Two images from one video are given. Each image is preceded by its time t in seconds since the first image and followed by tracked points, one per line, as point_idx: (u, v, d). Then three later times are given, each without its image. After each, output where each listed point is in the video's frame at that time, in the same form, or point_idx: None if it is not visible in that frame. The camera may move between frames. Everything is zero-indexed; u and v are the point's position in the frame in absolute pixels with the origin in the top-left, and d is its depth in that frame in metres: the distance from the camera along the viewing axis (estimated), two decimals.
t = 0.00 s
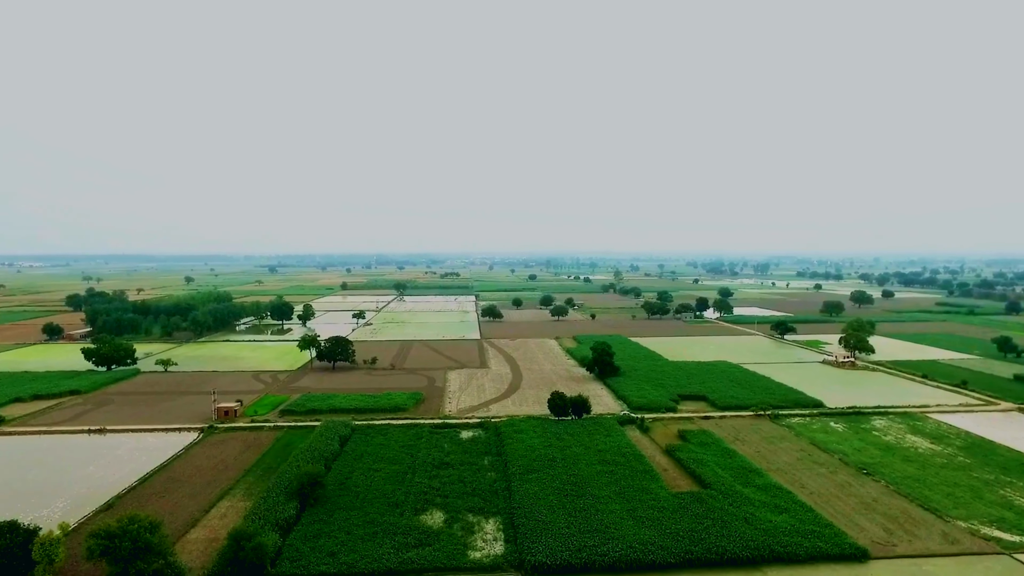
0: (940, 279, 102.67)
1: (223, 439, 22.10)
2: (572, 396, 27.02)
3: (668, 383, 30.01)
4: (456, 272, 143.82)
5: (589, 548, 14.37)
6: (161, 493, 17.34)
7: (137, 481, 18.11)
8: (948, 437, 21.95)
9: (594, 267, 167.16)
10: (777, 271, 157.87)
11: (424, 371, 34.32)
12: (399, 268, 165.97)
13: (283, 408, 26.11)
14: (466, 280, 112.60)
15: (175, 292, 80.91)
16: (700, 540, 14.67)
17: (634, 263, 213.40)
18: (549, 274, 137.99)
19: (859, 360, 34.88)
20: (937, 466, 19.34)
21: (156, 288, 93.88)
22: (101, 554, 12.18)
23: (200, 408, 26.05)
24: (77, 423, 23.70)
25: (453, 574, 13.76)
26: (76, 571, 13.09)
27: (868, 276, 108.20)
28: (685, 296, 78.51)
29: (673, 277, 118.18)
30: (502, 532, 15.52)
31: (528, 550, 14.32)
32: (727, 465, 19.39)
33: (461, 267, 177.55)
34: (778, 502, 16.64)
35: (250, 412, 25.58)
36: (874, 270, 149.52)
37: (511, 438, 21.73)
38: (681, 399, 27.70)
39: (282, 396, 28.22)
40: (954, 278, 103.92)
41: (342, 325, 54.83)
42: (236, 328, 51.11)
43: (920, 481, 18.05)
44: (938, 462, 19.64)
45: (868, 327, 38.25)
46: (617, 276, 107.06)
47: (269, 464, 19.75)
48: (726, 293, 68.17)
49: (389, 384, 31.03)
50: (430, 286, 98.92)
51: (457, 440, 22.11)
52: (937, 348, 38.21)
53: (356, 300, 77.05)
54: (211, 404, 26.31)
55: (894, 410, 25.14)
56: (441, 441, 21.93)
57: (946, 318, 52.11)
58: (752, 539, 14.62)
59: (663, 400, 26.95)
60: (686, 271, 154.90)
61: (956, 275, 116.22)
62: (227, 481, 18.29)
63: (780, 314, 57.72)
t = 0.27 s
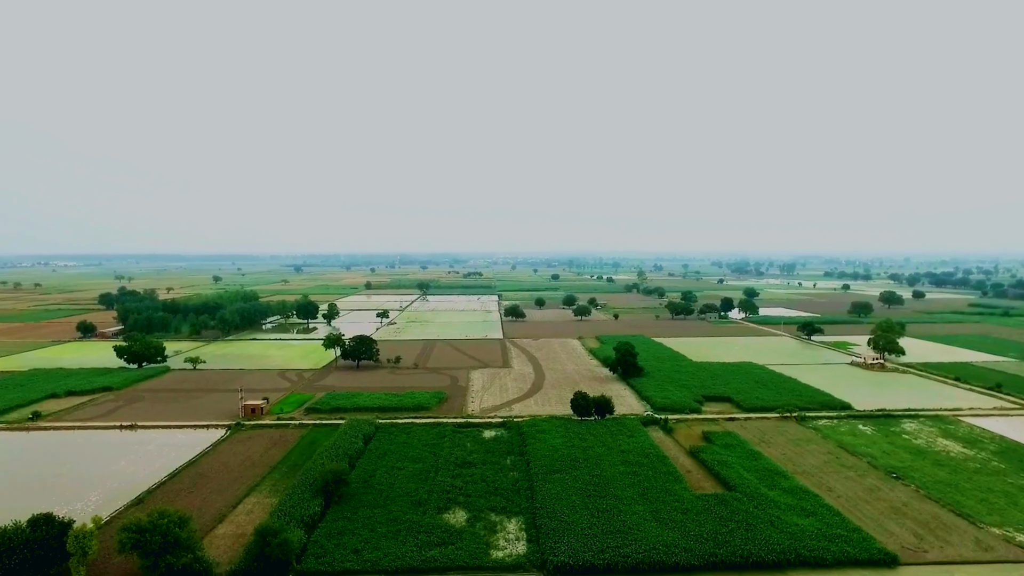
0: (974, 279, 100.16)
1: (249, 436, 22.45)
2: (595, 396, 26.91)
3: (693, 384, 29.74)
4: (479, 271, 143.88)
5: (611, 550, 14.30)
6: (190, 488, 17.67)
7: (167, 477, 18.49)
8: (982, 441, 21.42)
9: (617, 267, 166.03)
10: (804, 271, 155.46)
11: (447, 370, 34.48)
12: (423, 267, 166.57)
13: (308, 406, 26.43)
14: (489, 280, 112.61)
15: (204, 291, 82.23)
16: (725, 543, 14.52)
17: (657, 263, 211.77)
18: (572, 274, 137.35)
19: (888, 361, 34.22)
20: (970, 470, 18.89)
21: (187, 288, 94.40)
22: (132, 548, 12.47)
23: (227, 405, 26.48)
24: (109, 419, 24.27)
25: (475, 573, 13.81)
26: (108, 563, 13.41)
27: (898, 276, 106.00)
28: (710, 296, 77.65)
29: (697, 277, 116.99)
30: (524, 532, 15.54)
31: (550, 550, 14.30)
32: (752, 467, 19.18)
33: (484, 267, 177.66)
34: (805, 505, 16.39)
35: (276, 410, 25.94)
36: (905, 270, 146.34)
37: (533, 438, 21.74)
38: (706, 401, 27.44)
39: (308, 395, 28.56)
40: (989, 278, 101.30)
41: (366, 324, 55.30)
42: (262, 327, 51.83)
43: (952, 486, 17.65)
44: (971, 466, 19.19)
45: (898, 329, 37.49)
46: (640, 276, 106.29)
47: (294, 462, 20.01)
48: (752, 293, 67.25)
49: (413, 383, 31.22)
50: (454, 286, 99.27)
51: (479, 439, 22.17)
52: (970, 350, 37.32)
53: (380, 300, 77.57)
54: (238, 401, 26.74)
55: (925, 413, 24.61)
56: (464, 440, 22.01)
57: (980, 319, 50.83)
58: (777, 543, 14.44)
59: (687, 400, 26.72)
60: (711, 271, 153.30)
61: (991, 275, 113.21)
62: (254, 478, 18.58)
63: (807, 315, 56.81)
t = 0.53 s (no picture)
0: (1008, 280, 97.61)
1: (276, 434, 22.76)
2: (618, 397, 26.78)
3: (717, 385, 29.45)
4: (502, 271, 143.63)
5: (634, 551, 14.23)
6: (218, 484, 17.98)
7: (196, 473, 18.84)
8: (1017, 446, 20.88)
9: (641, 267, 164.71)
10: (832, 271, 153.01)
11: (471, 370, 34.59)
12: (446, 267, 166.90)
13: (333, 404, 26.71)
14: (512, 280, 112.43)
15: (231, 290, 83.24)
16: (750, 546, 14.36)
17: (681, 263, 209.91)
18: (595, 274, 136.53)
19: (919, 363, 33.52)
20: (1005, 476, 18.42)
21: (215, 288, 94.00)
22: (162, 542, 12.73)
23: (254, 403, 26.88)
24: (140, 415, 24.79)
25: (498, 572, 13.84)
26: (138, 557, 13.70)
27: (930, 277, 103.64)
28: (736, 296, 76.70)
29: (722, 277, 115.66)
30: (547, 532, 15.53)
31: (573, 551, 14.27)
32: (778, 470, 18.93)
33: (507, 267, 177.50)
34: (832, 509, 16.14)
35: (301, 408, 26.26)
36: (937, 271, 143.03)
37: (556, 438, 21.71)
38: (731, 402, 27.15)
39: (332, 393, 28.86)
40: None
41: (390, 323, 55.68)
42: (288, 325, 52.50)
43: (986, 492, 17.23)
44: (1005, 472, 18.71)
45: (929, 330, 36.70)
46: (664, 276, 105.40)
47: (320, 460, 20.24)
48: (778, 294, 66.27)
49: (436, 383, 31.38)
50: (477, 285, 99.51)
51: (502, 439, 22.21)
52: (1005, 352, 36.38)
53: (404, 300, 77.98)
54: (264, 399, 27.13)
55: (958, 417, 24.06)
56: (487, 439, 22.06)
57: (1016, 321, 49.53)
58: (804, 547, 14.24)
59: (712, 402, 26.46)
60: (737, 271, 151.37)
61: None
62: (280, 475, 18.83)
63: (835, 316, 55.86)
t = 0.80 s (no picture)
0: None
1: (303, 431, 23.08)
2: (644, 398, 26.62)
3: (745, 386, 29.09)
4: (527, 271, 143.40)
5: (660, 553, 14.14)
6: (247, 481, 18.29)
7: (226, 469, 19.21)
8: None
9: (667, 267, 163.26)
10: (862, 271, 150.26)
11: (495, 369, 34.67)
12: (471, 267, 167.20)
13: (359, 403, 26.99)
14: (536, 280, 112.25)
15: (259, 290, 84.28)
16: (778, 550, 14.17)
17: (708, 262, 207.70)
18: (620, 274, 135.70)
19: (954, 366, 32.71)
20: None
21: (245, 288, 93.88)
22: (193, 536, 13.00)
23: (282, 401, 27.30)
24: (172, 412, 25.34)
25: (523, 572, 13.87)
26: (171, 550, 14.01)
27: (965, 278, 101.08)
28: (763, 297, 75.65)
29: (749, 277, 114.22)
30: (571, 533, 15.50)
31: (598, 552, 14.23)
32: (807, 473, 18.64)
33: (531, 267, 177.29)
34: (863, 514, 15.85)
35: (328, 406, 26.59)
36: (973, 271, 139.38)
37: (581, 438, 21.65)
38: (759, 404, 26.80)
39: (359, 392, 29.16)
40: None
41: (415, 323, 56.02)
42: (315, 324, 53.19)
43: None
44: None
45: (965, 332, 35.80)
46: (689, 276, 104.41)
47: (346, 458, 20.46)
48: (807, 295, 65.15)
49: (461, 382, 31.52)
50: (501, 285, 99.57)
51: (527, 439, 22.23)
52: None
53: (429, 299, 78.40)
54: (292, 397, 27.51)
55: (995, 421, 23.43)
56: (512, 439, 22.09)
57: None
58: (833, 552, 14.01)
59: (739, 403, 26.16)
60: (765, 271, 149.20)
61: None
62: (308, 472, 19.09)
63: (867, 317, 54.79)
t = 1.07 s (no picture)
0: None
1: (327, 430, 23.31)
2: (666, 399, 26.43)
3: (769, 388, 28.75)
4: (549, 271, 142.86)
5: (683, 556, 14.04)
6: (272, 478, 18.54)
7: (252, 466, 19.48)
8: None
9: (691, 267, 161.64)
10: (891, 271, 147.56)
11: (517, 369, 34.69)
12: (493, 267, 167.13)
13: (382, 402, 27.19)
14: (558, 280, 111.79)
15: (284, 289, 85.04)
16: (803, 554, 14.00)
17: (732, 262, 205.38)
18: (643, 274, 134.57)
19: (987, 368, 31.94)
20: None
21: (270, 288, 93.31)
22: (220, 532, 13.24)
23: (306, 399, 27.63)
24: (199, 409, 25.78)
25: (544, 573, 13.87)
26: (198, 545, 14.26)
27: (998, 279, 98.60)
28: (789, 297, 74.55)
29: (773, 277, 112.71)
30: (593, 534, 15.46)
31: (620, 553, 14.18)
32: (833, 476, 18.36)
33: (554, 267, 176.76)
34: (892, 519, 15.56)
35: (352, 405, 26.83)
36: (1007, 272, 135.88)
37: (603, 439, 21.58)
38: (783, 406, 26.47)
39: (381, 391, 29.38)
40: None
41: (437, 322, 56.23)
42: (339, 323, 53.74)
43: None
44: None
45: (998, 334, 34.93)
46: (713, 276, 103.21)
47: (369, 456, 20.63)
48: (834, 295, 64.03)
49: (483, 382, 31.59)
50: (523, 285, 99.36)
51: (548, 439, 22.21)
52: None
53: (452, 299, 78.60)
54: (316, 396, 27.81)
55: None
56: (533, 439, 22.08)
57: None
58: (860, 557, 13.80)
59: (763, 405, 25.85)
60: (790, 271, 146.96)
61: None
62: (331, 470, 19.29)
63: (895, 318, 53.72)
